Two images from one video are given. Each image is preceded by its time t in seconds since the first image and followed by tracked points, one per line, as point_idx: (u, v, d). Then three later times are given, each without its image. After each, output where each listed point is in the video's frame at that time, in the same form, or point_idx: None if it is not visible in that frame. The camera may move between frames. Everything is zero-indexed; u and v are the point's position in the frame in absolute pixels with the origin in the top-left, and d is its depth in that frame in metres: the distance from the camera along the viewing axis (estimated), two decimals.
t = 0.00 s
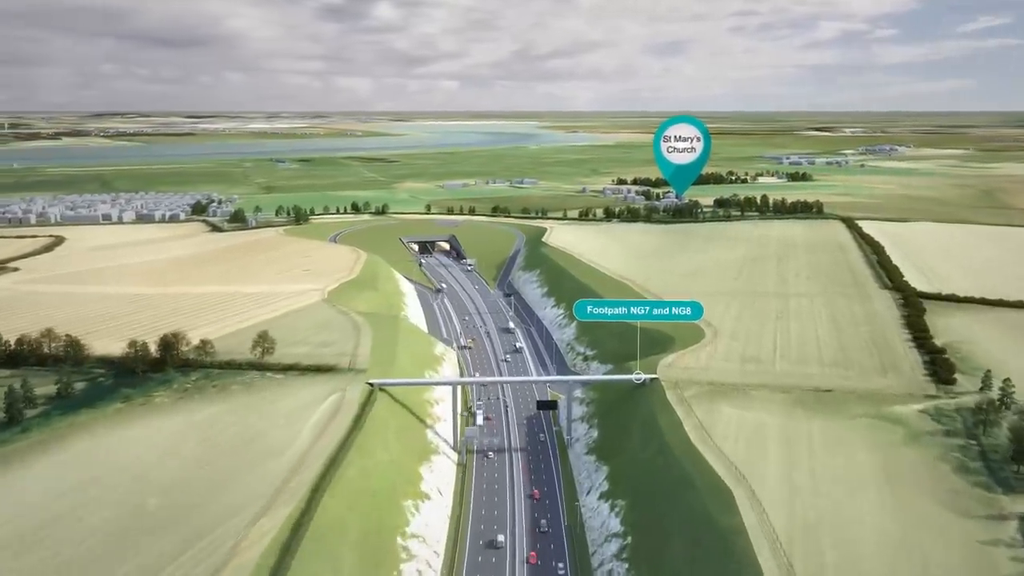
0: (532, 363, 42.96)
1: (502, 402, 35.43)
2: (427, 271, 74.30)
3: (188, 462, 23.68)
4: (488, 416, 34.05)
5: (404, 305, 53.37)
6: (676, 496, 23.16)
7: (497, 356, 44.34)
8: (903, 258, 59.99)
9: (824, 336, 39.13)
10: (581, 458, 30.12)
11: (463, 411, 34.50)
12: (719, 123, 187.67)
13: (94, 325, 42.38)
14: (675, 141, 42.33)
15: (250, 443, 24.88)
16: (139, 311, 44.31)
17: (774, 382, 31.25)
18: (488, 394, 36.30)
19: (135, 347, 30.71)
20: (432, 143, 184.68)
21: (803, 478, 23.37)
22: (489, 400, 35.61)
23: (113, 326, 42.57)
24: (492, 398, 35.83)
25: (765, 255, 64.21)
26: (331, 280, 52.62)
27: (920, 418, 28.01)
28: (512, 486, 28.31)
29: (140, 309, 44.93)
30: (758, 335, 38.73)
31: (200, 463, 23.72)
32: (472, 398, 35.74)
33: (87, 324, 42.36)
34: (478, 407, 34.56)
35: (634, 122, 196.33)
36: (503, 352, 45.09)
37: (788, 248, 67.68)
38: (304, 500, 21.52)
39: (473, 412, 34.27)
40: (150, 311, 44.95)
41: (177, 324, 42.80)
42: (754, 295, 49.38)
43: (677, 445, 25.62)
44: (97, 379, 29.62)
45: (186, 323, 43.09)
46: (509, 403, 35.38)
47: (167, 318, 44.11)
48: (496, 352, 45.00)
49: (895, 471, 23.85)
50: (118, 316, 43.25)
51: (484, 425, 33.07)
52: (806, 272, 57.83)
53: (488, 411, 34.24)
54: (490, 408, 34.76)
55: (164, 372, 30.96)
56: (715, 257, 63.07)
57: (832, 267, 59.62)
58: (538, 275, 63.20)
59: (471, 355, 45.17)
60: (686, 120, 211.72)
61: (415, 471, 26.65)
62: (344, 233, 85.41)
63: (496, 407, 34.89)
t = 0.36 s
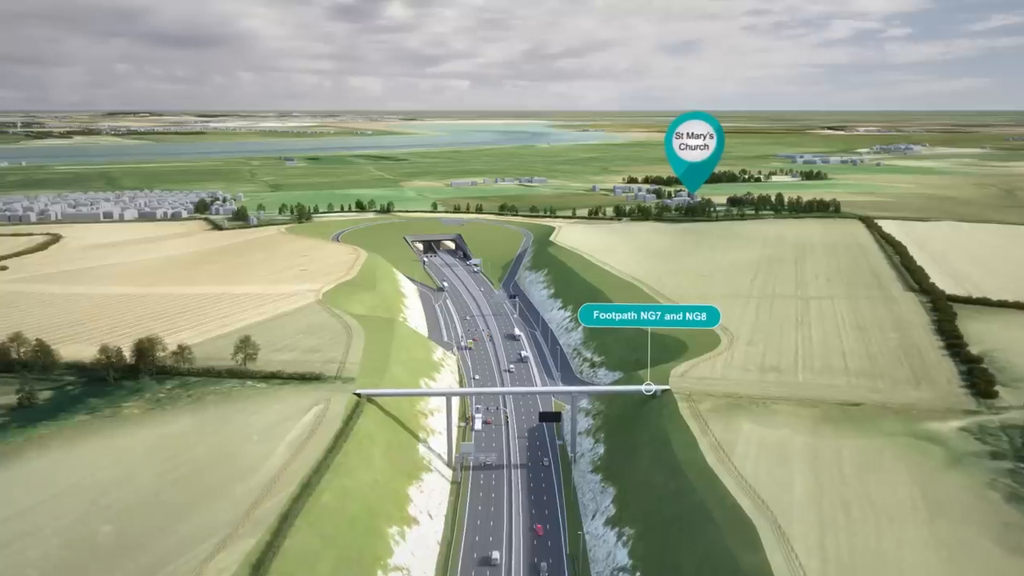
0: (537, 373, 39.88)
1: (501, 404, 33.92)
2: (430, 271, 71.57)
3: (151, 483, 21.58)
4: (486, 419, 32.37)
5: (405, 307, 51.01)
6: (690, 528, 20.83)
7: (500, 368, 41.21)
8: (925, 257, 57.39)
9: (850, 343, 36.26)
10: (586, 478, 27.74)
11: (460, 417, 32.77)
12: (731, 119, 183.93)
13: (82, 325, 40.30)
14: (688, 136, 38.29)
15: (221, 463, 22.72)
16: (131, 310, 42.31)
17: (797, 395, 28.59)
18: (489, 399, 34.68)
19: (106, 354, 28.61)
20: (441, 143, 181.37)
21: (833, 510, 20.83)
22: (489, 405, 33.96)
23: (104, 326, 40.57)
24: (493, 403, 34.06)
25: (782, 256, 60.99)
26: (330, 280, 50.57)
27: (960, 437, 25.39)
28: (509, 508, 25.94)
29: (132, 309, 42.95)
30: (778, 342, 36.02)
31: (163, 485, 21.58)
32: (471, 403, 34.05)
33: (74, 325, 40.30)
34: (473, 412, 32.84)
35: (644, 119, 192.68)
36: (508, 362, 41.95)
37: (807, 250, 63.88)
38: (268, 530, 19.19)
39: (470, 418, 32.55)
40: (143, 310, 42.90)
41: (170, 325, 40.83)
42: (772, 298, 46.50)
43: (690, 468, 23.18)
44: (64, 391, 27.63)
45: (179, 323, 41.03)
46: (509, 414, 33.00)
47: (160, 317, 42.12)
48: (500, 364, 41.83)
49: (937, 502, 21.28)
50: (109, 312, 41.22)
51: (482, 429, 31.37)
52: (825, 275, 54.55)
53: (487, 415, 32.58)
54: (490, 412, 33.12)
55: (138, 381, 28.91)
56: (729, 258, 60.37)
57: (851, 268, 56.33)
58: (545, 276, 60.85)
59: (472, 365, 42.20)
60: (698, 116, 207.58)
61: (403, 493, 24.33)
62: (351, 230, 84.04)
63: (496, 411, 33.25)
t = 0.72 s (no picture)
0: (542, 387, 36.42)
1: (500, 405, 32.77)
2: (432, 271, 69.16)
3: (97, 511, 19.36)
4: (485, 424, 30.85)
5: (403, 309, 48.81)
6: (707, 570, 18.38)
7: (502, 381, 37.61)
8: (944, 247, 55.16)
9: (879, 352, 33.51)
10: (591, 501, 25.26)
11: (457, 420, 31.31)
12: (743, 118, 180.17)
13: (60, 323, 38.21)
14: (697, 132, 34.71)
15: (180, 488, 20.43)
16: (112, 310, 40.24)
17: (824, 409, 26.01)
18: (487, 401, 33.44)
19: (70, 362, 26.44)
20: (449, 142, 178.20)
21: (869, 550, 18.32)
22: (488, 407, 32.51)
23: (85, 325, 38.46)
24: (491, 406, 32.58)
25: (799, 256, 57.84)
26: (325, 282, 48.22)
27: (1008, 462, 22.83)
28: (504, 533, 23.49)
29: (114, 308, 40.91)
30: (799, 349, 33.39)
31: (109, 516, 19.30)
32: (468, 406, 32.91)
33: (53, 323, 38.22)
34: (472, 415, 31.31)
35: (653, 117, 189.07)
36: (511, 373, 38.48)
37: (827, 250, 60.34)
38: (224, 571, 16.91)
39: (468, 422, 30.98)
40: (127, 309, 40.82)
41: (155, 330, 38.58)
42: (791, 301, 43.68)
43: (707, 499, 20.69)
44: (23, 403, 25.45)
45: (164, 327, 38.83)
46: (508, 428, 30.54)
47: (146, 317, 39.99)
48: (502, 376, 38.33)
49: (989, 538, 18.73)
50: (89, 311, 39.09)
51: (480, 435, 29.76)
52: (846, 276, 51.18)
53: (485, 421, 30.90)
54: (488, 416, 31.67)
55: (105, 391, 26.77)
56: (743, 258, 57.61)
57: (873, 270, 53.04)
58: (550, 276, 58.44)
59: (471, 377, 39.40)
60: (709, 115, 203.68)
61: (387, 520, 21.99)
62: (353, 229, 81.47)
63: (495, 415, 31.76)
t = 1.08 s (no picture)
0: (543, 403, 33.26)
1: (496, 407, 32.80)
2: (434, 271, 67.30)
3: (41, 549, 17.68)
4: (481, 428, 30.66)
5: (399, 311, 46.64)
6: None
7: (501, 395, 34.44)
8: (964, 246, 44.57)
9: (909, 358, 30.93)
10: (595, 528, 22.99)
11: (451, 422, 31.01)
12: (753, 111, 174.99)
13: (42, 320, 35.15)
14: (706, 129, 31.25)
15: (122, 524, 18.69)
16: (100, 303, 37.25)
17: (854, 426, 23.51)
18: (482, 403, 33.41)
19: (29, 371, 24.18)
20: (439, 123, 159.52)
21: None
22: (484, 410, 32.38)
23: (72, 325, 35.57)
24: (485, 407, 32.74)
25: (815, 255, 51.42)
26: (317, 284, 45.68)
27: None
28: (495, 568, 21.00)
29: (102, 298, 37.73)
30: (823, 358, 30.78)
31: (38, 557, 17.52)
32: (464, 409, 33.08)
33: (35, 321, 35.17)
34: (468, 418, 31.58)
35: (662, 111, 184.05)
36: (511, 388, 35.18)
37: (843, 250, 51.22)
38: None
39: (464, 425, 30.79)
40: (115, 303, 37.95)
41: (139, 335, 36.10)
42: (810, 305, 40.89)
43: (719, 539, 18.56)
44: None
45: (148, 332, 36.45)
46: (507, 444, 28.06)
47: (134, 316, 37.32)
48: (502, 390, 35.09)
49: None
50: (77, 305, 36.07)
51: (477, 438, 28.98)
52: (867, 275, 46.32)
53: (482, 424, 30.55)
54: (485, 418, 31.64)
55: (65, 404, 24.61)
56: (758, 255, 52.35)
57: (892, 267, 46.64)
58: (556, 277, 56.02)
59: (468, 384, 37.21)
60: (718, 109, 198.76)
61: (363, 553, 19.90)
62: (354, 229, 77.68)
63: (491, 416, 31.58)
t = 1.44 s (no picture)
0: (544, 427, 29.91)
1: (492, 411, 31.75)
2: (435, 271, 65.35)
3: None
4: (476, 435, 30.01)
5: (394, 315, 44.37)
6: None
7: (499, 415, 31.07)
8: (986, 246, 38.78)
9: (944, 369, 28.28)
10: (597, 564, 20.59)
11: (447, 431, 30.14)
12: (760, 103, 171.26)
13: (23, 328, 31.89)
14: (716, 125, 28.63)
15: (49, 566, 16.40)
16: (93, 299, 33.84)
17: (892, 449, 20.98)
18: (477, 407, 32.25)
19: None
20: (446, 121, 155.36)
21: None
22: (479, 415, 31.55)
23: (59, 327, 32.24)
24: (481, 410, 31.95)
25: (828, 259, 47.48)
26: (308, 287, 43.06)
27: None
28: None
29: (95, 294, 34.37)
30: (849, 370, 28.19)
31: None
32: (459, 416, 31.34)
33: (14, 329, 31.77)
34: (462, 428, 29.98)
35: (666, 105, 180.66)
36: (510, 405, 31.86)
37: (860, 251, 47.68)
38: None
39: (459, 432, 30.09)
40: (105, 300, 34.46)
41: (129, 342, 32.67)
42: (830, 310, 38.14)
43: None
44: None
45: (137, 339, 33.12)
46: (502, 463, 25.57)
47: (121, 322, 33.96)
48: (502, 407, 31.92)
49: None
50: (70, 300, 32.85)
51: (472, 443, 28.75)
52: (887, 279, 42.75)
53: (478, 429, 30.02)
54: (481, 424, 30.75)
55: (15, 419, 22.37)
56: (774, 253, 49.56)
57: (913, 268, 43.19)
58: (561, 279, 53.50)
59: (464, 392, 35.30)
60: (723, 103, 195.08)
61: None
62: (355, 229, 74.64)
63: (487, 421, 30.87)
